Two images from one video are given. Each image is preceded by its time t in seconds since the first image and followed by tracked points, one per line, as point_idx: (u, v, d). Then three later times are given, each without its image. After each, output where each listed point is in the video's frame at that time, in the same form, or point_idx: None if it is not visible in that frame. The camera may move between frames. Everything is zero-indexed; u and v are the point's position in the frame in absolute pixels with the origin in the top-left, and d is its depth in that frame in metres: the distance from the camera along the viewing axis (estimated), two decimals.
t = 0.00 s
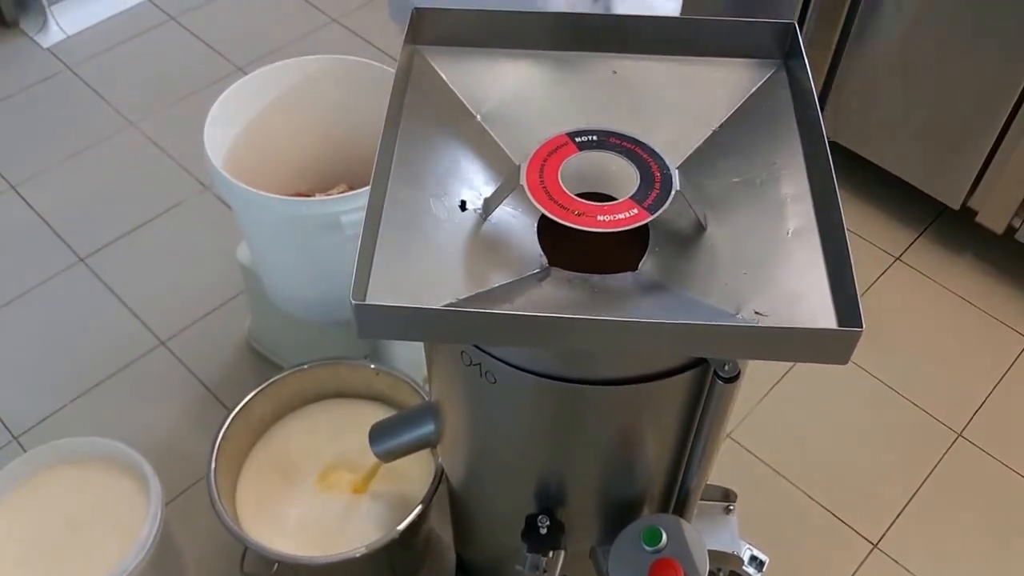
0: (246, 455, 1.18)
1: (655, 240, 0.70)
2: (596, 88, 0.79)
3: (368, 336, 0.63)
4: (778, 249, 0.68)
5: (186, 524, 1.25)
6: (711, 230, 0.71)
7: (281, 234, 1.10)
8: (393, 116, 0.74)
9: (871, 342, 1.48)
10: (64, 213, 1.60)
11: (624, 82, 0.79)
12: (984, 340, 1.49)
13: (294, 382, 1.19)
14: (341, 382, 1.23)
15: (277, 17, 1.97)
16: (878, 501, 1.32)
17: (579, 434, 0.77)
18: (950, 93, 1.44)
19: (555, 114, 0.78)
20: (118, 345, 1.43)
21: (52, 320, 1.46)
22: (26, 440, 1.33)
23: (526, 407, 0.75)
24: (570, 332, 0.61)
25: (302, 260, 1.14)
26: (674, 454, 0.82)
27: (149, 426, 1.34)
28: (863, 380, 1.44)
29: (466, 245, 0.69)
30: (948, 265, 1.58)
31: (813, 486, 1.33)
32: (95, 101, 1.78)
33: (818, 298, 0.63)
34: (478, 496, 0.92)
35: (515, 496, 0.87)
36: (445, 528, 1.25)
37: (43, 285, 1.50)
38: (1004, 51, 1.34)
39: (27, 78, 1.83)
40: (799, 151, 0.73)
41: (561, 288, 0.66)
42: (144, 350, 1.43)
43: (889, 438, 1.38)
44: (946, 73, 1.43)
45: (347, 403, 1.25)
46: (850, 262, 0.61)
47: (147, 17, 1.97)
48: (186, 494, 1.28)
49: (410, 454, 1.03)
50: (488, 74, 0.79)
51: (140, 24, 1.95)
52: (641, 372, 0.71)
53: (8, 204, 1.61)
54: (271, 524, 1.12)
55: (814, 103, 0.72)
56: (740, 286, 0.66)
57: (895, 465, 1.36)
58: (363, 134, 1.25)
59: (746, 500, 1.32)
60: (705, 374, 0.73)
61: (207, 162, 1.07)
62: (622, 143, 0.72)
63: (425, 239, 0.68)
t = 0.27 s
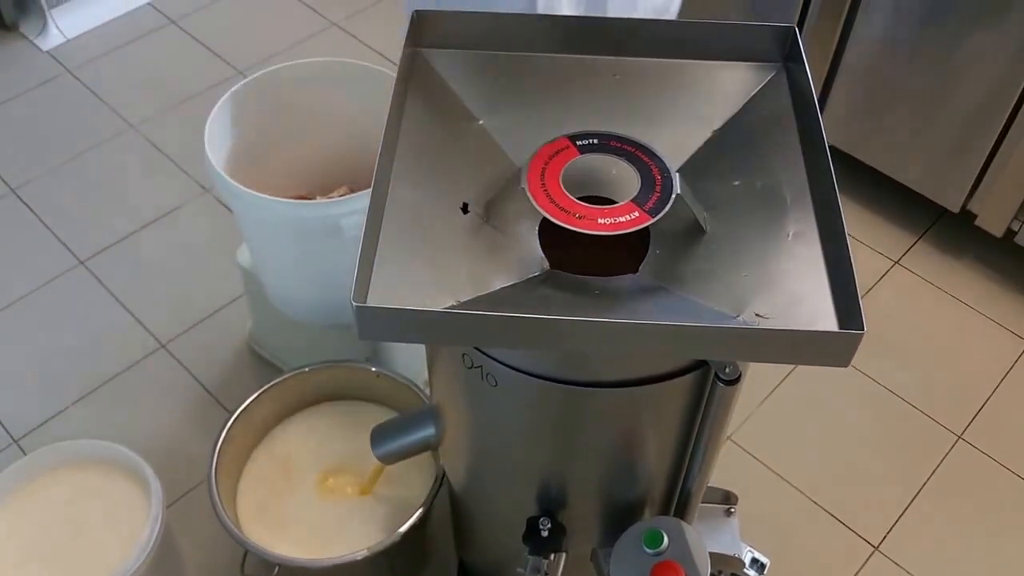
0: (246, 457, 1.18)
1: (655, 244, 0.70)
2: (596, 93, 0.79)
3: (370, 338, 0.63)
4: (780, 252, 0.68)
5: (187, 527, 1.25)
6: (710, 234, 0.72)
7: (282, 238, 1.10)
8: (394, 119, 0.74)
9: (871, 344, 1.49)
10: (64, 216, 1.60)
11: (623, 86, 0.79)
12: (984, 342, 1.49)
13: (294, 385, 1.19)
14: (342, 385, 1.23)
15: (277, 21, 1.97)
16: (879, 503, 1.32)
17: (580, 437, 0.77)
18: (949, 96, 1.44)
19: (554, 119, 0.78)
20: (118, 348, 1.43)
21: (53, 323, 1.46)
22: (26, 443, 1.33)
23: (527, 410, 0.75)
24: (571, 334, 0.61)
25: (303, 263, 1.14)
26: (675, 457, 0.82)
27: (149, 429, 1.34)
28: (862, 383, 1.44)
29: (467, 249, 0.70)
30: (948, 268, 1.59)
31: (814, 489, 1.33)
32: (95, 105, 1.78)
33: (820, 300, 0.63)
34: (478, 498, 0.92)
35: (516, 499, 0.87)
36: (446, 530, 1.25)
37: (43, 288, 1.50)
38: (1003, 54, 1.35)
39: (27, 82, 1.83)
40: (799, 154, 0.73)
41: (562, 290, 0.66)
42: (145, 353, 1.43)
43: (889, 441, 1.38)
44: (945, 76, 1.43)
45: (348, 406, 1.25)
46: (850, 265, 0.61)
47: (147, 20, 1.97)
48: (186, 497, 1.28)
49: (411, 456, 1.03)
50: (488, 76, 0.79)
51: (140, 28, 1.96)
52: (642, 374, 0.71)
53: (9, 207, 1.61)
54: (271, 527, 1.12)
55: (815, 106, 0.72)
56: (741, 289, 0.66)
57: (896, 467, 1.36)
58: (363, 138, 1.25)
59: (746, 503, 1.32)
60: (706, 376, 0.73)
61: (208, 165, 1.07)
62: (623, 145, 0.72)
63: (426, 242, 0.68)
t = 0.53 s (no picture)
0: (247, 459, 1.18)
1: (657, 247, 0.69)
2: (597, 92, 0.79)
3: (371, 339, 0.63)
4: (782, 254, 0.68)
5: (188, 529, 1.25)
6: (712, 236, 0.71)
7: (282, 240, 1.10)
8: (395, 121, 0.74)
9: (872, 346, 1.48)
10: (65, 219, 1.60)
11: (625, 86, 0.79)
12: (985, 343, 1.49)
13: (295, 387, 1.19)
14: (343, 387, 1.23)
15: (277, 24, 1.97)
16: (881, 505, 1.32)
17: (582, 438, 0.77)
18: (950, 98, 1.44)
19: (557, 117, 0.78)
20: (119, 350, 1.43)
21: (54, 325, 1.46)
22: (27, 445, 1.33)
23: (528, 411, 0.75)
24: (573, 335, 0.61)
25: (305, 265, 1.14)
26: (677, 459, 0.82)
27: (150, 432, 1.34)
28: (863, 385, 1.44)
29: (468, 249, 0.69)
30: (948, 269, 1.59)
31: (815, 491, 1.33)
32: (96, 107, 1.78)
33: (822, 301, 0.63)
34: (479, 501, 0.92)
35: (517, 501, 0.87)
36: (447, 532, 1.25)
37: (44, 290, 1.50)
38: (1004, 56, 1.35)
39: (27, 84, 1.83)
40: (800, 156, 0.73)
41: (562, 291, 0.66)
42: (145, 355, 1.43)
43: (890, 443, 1.38)
44: (946, 77, 1.43)
45: (348, 408, 1.25)
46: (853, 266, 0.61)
47: (147, 23, 1.97)
48: (187, 499, 1.28)
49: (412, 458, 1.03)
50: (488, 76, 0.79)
51: (140, 30, 1.96)
52: (643, 376, 0.71)
53: (9, 210, 1.61)
54: (273, 529, 1.12)
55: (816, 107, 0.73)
56: (743, 290, 0.66)
57: (897, 469, 1.36)
58: (362, 142, 1.25)
59: (748, 504, 1.31)
60: (708, 378, 0.73)
61: (210, 167, 1.07)
62: (623, 147, 0.72)
63: (427, 243, 0.68)
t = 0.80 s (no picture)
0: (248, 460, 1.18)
1: (659, 247, 0.69)
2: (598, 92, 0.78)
3: (372, 340, 0.63)
4: (783, 255, 0.68)
5: (188, 531, 1.25)
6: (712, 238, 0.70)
7: (283, 242, 1.10)
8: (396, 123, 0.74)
9: (873, 348, 1.48)
10: (65, 221, 1.60)
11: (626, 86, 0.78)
12: (986, 344, 1.49)
13: (296, 389, 1.19)
14: (344, 389, 1.23)
15: (277, 26, 1.97)
16: (882, 506, 1.32)
17: (583, 440, 0.77)
18: (951, 100, 1.44)
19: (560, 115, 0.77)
20: (119, 352, 1.43)
21: (54, 327, 1.46)
22: (28, 447, 1.33)
23: (530, 412, 0.75)
24: (574, 336, 0.61)
25: (306, 267, 1.14)
26: (679, 460, 0.82)
27: (151, 433, 1.34)
28: (864, 386, 1.44)
29: (469, 250, 0.69)
30: (949, 270, 1.59)
31: (817, 492, 1.33)
32: (96, 109, 1.78)
33: (824, 302, 0.63)
34: (481, 502, 0.92)
35: (519, 502, 0.87)
36: (448, 533, 1.25)
37: (45, 292, 1.50)
38: (1005, 58, 1.35)
39: (28, 87, 1.83)
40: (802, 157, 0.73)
41: (564, 292, 0.66)
42: (146, 357, 1.43)
43: (892, 444, 1.38)
44: (947, 79, 1.43)
45: (349, 410, 1.25)
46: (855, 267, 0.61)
47: (147, 25, 1.97)
48: (187, 501, 1.28)
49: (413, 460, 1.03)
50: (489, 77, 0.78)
51: (141, 33, 1.96)
52: (645, 377, 0.71)
53: (10, 212, 1.61)
54: (273, 530, 1.12)
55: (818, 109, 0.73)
56: (745, 290, 0.66)
57: (899, 470, 1.35)
58: (362, 144, 1.25)
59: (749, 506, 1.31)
60: (710, 379, 0.73)
61: (212, 170, 1.07)
62: (624, 147, 0.72)
63: (428, 245, 0.68)
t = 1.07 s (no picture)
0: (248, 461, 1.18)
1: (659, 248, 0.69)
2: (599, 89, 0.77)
3: (373, 342, 0.63)
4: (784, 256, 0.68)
5: (188, 532, 1.25)
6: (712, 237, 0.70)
7: (285, 243, 1.10)
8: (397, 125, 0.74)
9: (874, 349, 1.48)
10: (66, 222, 1.60)
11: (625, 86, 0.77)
12: (987, 345, 1.49)
13: (296, 390, 1.19)
14: (344, 389, 1.23)
15: (278, 28, 1.97)
16: (883, 508, 1.32)
17: (584, 441, 0.77)
18: (951, 102, 1.44)
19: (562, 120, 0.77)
20: (119, 353, 1.43)
21: (54, 328, 1.46)
22: (28, 448, 1.32)
23: (530, 413, 0.75)
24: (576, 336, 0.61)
25: (307, 268, 1.14)
26: (680, 461, 0.82)
27: (152, 434, 1.34)
28: (864, 387, 1.44)
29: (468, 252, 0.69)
30: (950, 271, 1.58)
31: (817, 494, 1.33)
32: (96, 111, 1.78)
33: (826, 303, 0.63)
34: (481, 503, 0.92)
35: (520, 503, 0.87)
36: (448, 534, 1.25)
37: (45, 293, 1.50)
38: (1005, 60, 1.35)
39: (29, 88, 1.83)
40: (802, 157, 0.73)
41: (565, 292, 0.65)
42: (146, 358, 1.43)
43: (893, 445, 1.38)
44: (947, 81, 1.43)
45: (350, 410, 1.24)
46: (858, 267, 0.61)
47: (146, 27, 1.97)
48: (188, 502, 1.28)
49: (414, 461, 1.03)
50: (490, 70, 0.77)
51: (140, 34, 1.96)
52: (647, 378, 0.70)
53: (11, 213, 1.61)
54: (273, 531, 1.12)
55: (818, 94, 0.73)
56: (745, 290, 0.66)
57: (899, 472, 1.35)
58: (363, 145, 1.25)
59: (750, 507, 1.31)
60: (711, 380, 0.73)
61: (213, 171, 1.07)
62: (625, 147, 0.72)
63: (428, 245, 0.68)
